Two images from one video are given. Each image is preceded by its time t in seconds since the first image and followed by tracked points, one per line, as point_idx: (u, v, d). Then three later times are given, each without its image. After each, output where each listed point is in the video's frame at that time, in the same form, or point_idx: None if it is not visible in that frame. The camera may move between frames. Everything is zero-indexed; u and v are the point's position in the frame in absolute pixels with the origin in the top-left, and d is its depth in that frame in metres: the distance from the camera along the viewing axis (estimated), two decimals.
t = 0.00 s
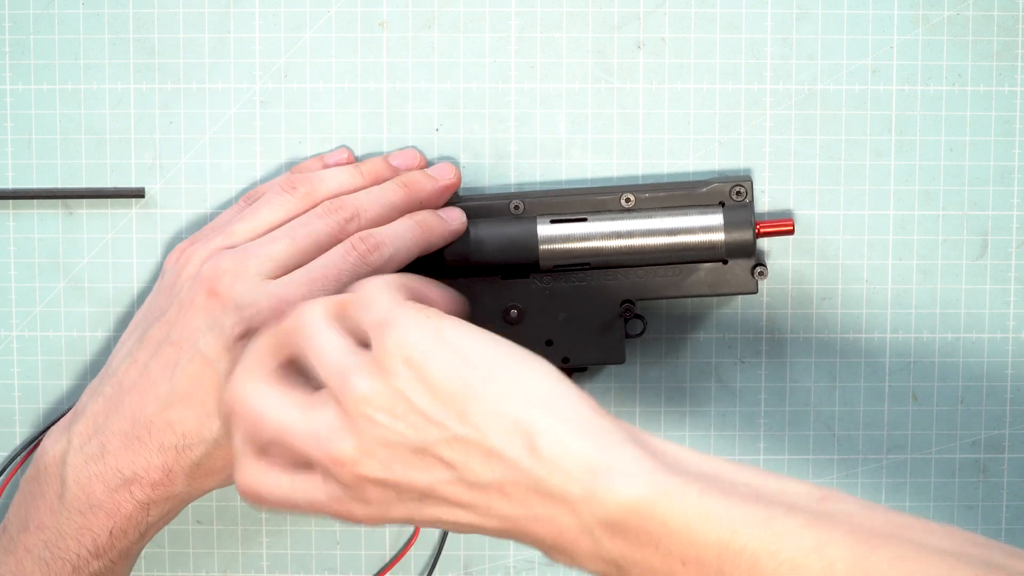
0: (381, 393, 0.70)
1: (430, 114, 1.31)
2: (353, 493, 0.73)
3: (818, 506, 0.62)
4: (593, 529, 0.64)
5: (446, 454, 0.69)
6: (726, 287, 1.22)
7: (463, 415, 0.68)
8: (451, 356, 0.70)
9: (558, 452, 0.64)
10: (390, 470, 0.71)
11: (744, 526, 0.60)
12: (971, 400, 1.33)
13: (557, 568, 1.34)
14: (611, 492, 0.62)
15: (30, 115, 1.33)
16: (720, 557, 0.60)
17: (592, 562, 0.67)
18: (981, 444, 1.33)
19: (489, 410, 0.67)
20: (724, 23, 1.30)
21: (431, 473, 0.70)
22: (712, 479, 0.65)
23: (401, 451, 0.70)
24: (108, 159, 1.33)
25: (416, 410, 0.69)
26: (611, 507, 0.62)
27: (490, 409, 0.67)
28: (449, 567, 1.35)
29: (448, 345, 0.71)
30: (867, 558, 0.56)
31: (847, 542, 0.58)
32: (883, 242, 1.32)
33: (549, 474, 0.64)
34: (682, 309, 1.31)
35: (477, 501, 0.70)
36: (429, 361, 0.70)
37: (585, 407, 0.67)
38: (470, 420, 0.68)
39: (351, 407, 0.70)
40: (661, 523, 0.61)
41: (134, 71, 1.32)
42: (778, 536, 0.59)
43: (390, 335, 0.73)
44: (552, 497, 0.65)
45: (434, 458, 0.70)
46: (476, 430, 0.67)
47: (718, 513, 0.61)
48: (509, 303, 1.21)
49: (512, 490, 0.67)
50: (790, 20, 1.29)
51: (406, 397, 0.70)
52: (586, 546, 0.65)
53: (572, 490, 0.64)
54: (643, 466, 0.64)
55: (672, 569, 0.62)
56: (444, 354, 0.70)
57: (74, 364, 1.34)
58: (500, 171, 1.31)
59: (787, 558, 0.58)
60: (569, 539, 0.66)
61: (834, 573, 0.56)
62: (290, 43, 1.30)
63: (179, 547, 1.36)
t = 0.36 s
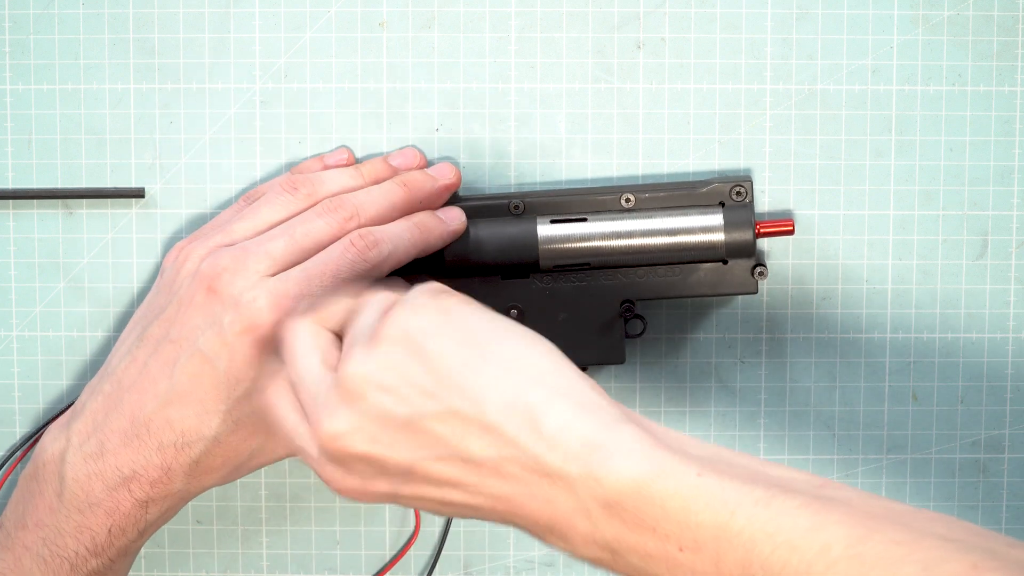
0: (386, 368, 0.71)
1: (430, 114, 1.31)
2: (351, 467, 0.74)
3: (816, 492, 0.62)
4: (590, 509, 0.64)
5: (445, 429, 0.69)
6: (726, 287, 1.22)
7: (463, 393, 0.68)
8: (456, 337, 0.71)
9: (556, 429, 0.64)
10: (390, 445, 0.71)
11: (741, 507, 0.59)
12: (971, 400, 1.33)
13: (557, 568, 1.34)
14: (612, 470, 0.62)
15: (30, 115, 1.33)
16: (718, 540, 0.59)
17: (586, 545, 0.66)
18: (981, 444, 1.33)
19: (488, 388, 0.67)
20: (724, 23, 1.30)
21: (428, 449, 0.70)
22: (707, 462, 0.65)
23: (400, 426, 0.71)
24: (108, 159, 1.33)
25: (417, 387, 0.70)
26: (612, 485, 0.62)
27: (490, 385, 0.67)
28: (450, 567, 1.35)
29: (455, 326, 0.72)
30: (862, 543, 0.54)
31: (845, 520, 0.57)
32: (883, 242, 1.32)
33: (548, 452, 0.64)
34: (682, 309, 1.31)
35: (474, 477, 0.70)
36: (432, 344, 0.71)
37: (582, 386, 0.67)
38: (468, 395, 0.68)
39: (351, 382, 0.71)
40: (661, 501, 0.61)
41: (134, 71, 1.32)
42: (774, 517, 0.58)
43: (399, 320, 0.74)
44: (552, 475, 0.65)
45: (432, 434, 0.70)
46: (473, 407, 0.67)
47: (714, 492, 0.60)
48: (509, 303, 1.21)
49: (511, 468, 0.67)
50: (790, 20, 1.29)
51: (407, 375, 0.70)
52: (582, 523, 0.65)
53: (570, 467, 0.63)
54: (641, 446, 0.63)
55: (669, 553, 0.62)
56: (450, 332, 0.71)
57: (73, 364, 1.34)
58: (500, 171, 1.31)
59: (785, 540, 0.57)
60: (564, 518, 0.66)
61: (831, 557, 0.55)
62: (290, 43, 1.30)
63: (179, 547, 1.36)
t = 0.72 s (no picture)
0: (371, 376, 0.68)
1: (430, 114, 1.31)
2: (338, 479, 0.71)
3: (810, 483, 0.62)
4: (583, 505, 0.64)
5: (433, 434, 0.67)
6: (726, 287, 1.22)
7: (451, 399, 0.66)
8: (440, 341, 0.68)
9: (548, 430, 0.64)
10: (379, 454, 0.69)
11: (735, 498, 0.60)
12: (972, 400, 1.33)
13: (557, 568, 1.34)
14: (605, 468, 0.62)
15: (30, 115, 1.33)
16: (711, 532, 0.60)
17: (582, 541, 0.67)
18: (981, 444, 1.33)
19: (478, 392, 0.65)
20: (724, 23, 1.30)
21: (419, 455, 0.68)
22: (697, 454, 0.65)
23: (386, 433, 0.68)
24: (108, 159, 1.33)
25: (404, 396, 0.67)
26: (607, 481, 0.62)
27: (479, 390, 0.65)
28: (449, 567, 1.35)
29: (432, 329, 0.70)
30: (857, 534, 0.55)
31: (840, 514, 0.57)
32: (883, 242, 1.31)
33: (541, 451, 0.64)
34: (682, 309, 1.31)
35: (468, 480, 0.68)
36: (416, 350, 0.68)
37: (571, 384, 0.66)
38: (456, 400, 0.65)
39: (335, 396, 0.68)
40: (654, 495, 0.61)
41: (134, 72, 1.32)
42: (768, 510, 0.58)
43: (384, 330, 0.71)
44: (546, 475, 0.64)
45: (421, 441, 0.68)
46: (463, 413, 0.65)
47: (707, 485, 0.61)
48: (509, 303, 1.21)
49: (504, 469, 0.66)
50: (790, 20, 1.29)
51: (393, 384, 0.67)
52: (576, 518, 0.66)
53: (564, 465, 0.63)
54: (633, 441, 0.64)
55: (661, 547, 0.63)
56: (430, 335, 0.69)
57: (73, 364, 1.34)
58: (500, 171, 1.31)
59: (778, 533, 0.57)
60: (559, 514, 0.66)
61: (824, 549, 0.55)
62: (290, 43, 1.30)
63: (179, 547, 1.36)
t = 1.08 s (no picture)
0: (366, 382, 0.68)
1: (430, 114, 1.31)
2: (342, 486, 0.72)
3: (808, 483, 0.62)
4: (584, 508, 0.64)
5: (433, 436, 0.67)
6: (726, 287, 1.22)
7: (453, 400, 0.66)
8: (445, 342, 0.69)
9: (547, 430, 0.64)
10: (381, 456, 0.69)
11: (732, 499, 0.60)
12: (971, 400, 1.33)
13: (557, 568, 1.34)
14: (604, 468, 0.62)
15: (30, 115, 1.33)
16: (710, 533, 0.60)
17: (583, 545, 0.67)
18: (981, 444, 1.33)
19: (480, 392, 0.66)
20: (724, 23, 1.30)
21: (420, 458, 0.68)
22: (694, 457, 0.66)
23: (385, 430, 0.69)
24: (108, 159, 1.33)
25: (405, 398, 0.68)
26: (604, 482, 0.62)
27: (476, 393, 0.66)
28: (449, 567, 1.35)
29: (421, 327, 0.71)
30: (856, 533, 0.55)
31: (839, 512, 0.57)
32: (883, 242, 1.31)
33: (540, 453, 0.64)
34: (682, 309, 1.31)
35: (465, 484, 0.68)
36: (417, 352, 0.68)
37: (571, 385, 0.67)
38: (455, 405, 0.66)
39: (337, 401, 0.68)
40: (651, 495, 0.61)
41: (134, 72, 1.32)
42: (766, 510, 0.59)
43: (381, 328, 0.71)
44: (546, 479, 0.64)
45: (423, 445, 0.68)
46: (464, 415, 0.66)
47: (708, 486, 0.61)
48: (509, 303, 1.21)
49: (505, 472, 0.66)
50: (790, 20, 1.29)
51: (392, 389, 0.68)
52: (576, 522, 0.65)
53: (564, 467, 0.63)
54: (630, 444, 0.64)
55: (662, 549, 0.63)
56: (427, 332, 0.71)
57: (74, 364, 1.34)
58: (500, 171, 1.31)
59: (777, 532, 0.58)
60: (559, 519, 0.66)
61: (823, 549, 0.56)
62: (290, 43, 1.30)
63: (179, 547, 1.36)
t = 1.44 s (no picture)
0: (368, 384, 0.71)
1: (430, 114, 1.31)
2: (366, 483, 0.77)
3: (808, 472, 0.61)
4: (585, 500, 0.65)
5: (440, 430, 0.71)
6: (726, 288, 1.22)
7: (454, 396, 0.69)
8: (433, 340, 0.71)
9: (545, 423, 0.65)
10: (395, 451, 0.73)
11: (731, 494, 0.59)
12: (971, 400, 1.33)
13: (557, 568, 1.34)
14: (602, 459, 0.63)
15: (30, 115, 1.33)
16: (709, 526, 0.59)
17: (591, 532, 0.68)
18: (981, 444, 1.33)
19: (475, 389, 0.68)
20: (724, 23, 1.30)
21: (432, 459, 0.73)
22: (690, 443, 0.65)
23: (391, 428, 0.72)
24: (108, 159, 1.33)
25: (410, 399, 0.71)
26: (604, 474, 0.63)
27: (474, 390, 0.68)
28: (449, 567, 1.35)
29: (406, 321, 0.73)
30: (854, 526, 0.55)
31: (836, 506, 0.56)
32: (883, 242, 1.32)
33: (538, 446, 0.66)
34: (682, 310, 1.31)
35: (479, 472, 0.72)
36: (410, 348, 0.71)
37: (568, 372, 0.67)
38: (456, 404, 0.69)
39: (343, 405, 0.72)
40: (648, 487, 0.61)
41: (135, 72, 1.32)
42: (765, 503, 0.58)
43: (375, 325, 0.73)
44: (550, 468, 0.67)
45: (434, 443, 0.72)
46: (466, 412, 0.69)
47: (706, 478, 0.61)
48: (509, 303, 1.22)
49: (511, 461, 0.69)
50: (790, 20, 1.29)
51: (393, 389, 0.71)
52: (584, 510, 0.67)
53: (564, 461, 0.65)
54: (628, 432, 0.64)
55: (664, 538, 0.63)
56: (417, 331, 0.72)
57: (74, 364, 1.34)
58: (500, 171, 1.31)
59: (775, 526, 0.57)
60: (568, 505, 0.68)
61: (821, 542, 0.55)
62: (291, 43, 1.30)
63: (179, 547, 1.36)
